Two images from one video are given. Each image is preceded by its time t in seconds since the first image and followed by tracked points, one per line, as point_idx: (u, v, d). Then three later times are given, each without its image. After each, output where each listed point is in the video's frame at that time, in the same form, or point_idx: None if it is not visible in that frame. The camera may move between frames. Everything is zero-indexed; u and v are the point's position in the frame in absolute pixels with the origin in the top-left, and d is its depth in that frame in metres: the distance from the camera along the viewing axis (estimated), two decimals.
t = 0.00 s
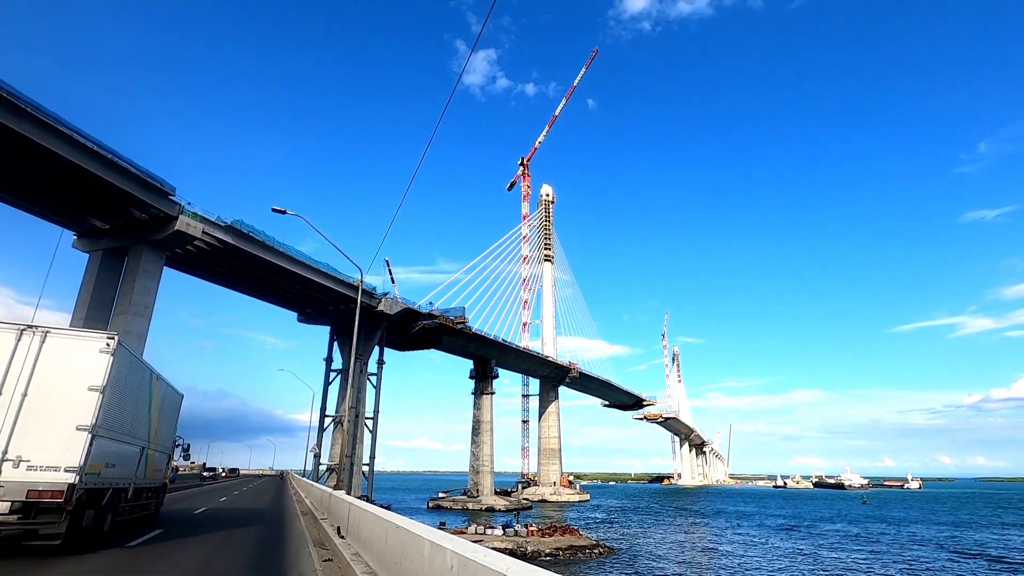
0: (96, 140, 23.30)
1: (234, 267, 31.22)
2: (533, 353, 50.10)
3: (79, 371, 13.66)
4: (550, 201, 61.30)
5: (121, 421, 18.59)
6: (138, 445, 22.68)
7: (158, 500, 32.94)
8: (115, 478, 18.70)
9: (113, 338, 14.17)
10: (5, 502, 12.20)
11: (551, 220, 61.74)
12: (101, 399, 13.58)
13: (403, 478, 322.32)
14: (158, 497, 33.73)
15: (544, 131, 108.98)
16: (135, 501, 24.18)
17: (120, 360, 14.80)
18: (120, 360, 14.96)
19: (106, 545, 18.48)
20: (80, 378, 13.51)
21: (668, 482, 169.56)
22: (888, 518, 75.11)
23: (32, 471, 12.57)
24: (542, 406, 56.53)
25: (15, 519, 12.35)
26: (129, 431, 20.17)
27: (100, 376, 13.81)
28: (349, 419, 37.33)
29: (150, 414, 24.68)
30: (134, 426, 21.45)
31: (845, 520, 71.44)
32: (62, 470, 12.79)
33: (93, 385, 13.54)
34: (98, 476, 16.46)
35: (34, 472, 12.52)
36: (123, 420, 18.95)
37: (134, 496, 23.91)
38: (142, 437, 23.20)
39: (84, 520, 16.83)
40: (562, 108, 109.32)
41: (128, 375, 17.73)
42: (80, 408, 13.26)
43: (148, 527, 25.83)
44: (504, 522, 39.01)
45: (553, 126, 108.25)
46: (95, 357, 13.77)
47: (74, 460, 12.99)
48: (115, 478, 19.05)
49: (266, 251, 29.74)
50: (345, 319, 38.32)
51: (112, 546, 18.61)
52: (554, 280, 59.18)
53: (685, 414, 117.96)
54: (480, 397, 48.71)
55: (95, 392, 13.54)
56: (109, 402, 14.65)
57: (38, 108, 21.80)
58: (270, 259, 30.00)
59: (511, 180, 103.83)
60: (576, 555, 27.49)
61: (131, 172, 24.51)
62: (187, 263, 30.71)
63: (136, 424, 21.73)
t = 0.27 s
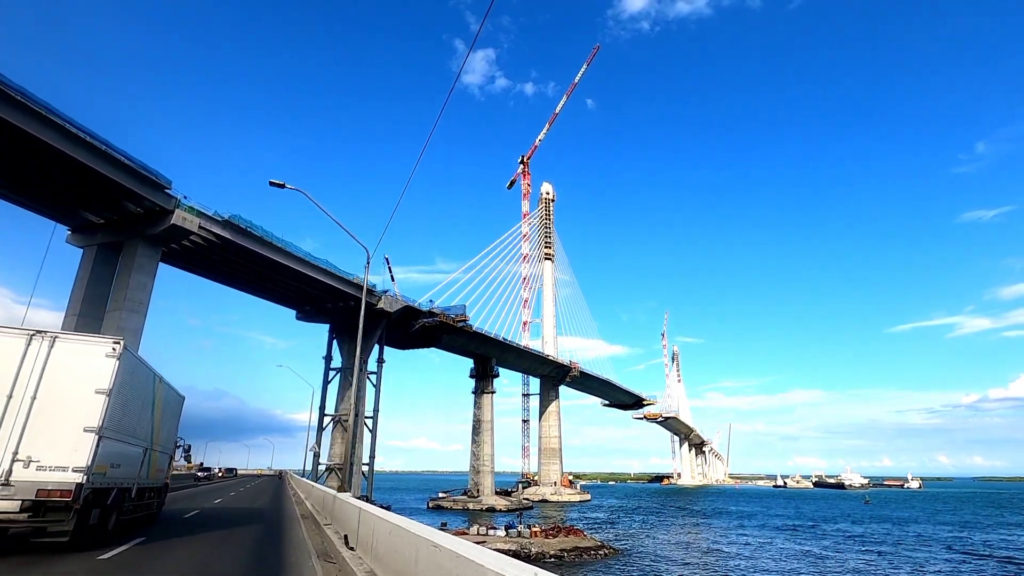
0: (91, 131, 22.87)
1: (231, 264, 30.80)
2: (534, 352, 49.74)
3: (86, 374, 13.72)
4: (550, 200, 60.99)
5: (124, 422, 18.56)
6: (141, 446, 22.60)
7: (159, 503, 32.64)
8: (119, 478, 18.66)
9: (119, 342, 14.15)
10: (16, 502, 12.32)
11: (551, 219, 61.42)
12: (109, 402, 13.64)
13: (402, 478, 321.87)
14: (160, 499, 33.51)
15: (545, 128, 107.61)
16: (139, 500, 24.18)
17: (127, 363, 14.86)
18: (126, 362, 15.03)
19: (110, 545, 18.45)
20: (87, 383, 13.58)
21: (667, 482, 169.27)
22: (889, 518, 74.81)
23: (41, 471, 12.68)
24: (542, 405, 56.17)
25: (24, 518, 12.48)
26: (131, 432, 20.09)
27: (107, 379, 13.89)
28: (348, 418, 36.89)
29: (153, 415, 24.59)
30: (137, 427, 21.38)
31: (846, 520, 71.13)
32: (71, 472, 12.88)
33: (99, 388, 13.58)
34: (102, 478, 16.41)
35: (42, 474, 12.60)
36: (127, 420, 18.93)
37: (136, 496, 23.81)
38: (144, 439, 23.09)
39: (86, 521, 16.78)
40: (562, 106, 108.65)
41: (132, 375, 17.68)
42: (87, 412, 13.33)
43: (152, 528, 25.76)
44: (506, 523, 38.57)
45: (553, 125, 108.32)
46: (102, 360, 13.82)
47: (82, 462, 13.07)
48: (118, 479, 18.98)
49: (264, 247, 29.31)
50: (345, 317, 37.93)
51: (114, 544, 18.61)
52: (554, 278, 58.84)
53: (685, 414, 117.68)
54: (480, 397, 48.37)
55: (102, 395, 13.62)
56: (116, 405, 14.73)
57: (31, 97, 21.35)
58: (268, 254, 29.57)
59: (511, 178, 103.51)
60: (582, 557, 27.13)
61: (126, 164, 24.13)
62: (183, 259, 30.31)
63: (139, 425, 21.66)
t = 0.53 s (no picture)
0: (85, 121, 22.43)
1: (227, 259, 30.36)
2: (534, 351, 49.34)
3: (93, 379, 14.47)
4: (550, 198, 60.57)
5: (129, 421, 18.72)
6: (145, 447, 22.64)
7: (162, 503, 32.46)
8: (125, 478, 18.82)
9: (125, 348, 14.93)
10: (28, 501, 13.03)
11: (552, 217, 61.05)
12: (116, 405, 14.44)
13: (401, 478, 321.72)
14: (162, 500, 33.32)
15: (546, 125, 106.90)
16: (143, 499, 24.24)
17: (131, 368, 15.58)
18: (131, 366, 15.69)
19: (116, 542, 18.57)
20: (95, 386, 14.33)
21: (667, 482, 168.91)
22: (891, 518, 74.49)
23: (51, 471, 13.45)
24: (542, 404, 55.78)
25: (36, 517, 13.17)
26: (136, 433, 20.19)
27: (113, 384, 14.70)
28: (348, 418, 36.43)
29: (157, 416, 24.60)
30: (142, 427, 21.53)
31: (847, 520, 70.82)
32: (80, 471, 13.62)
33: (106, 392, 14.41)
34: (107, 477, 16.57)
35: (52, 474, 13.35)
36: (132, 419, 19.10)
37: (141, 496, 23.78)
38: (149, 439, 23.14)
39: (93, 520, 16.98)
40: (563, 102, 107.51)
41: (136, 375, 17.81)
42: (95, 414, 14.11)
43: (156, 527, 25.73)
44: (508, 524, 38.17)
45: (553, 121, 107.26)
46: (109, 365, 14.62)
47: (90, 462, 13.81)
48: (124, 478, 19.12)
49: (262, 242, 28.87)
50: (344, 315, 37.49)
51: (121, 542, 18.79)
52: (555, 277, 58.43)
53: (685, 413, 117.33)
54: (481, 396, 48.01)
55: (109, 399, 14.42)
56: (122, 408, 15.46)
57: (25, 87, 20.92)
58: (266, 250, 29.13)
59: (511, 176, 102.96)
60: (588, 559, 26.74)
61: (122, 156, 23.73)
62: (179, 254, 29.91)
63: (144, 425, 21.76)
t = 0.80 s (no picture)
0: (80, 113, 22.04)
1: (225, 256, 29.97)
2: (535, 350, 48.94)
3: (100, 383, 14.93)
4: (550, 196, 60.25)
5: (133, 422, 18.93)
6: (149, 448, 22.80)
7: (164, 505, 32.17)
8: (129, 478, 19.13)
9: (132, 352, 15.40)
10: (36, 500, 13.47)
11: (552, 216, 60.74)
12: (122, 408, 14.90)
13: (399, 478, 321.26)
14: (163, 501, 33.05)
15: (545, 124, 106.71)
16: (147, 500, 24.46)
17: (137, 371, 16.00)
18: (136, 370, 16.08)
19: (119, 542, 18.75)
20: (101, 390, 14.78)
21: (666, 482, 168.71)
22: (892, 518, 74.34)
23: (59, 472, 13.89)
24: (543, 404, 55.40)
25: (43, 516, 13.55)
26: (140, 434, 20.34)
27: (119, 387, 15.20)
28: (348, 417, 35.99)
29: (160, 418, 24.76)
30: (146, 428, 21.69)
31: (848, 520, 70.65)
32: (87, 472, 14.07)
33: (113, 395, 14.88)
34: (113, 479, 16.72)
35: (60, 475, 13.78)
36: (136, 421, 19.33)
37: (144, 496, 23.87)
38: (152, 440, 23.28)
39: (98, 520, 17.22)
40: (563, 101, 107.60)
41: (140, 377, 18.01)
42: (102, 417, 14.57)
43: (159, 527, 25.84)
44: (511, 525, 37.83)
45: (553, 119, 107.07)
46: (116, 370, 15.06)
47: (96, 463, 14.30)
48: (128, 479, 19.32)
49: (260, 238, 28.48)
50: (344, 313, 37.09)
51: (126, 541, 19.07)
52: (555, 275, 58.10)
53: (684, 413, 117.19)
54: (481, 395, 47.63)
55: (115, 402, 14.90)
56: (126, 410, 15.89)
57: (20, 79, 20.52)
58: (264, 246, 28.74)
59: (511, 175, 102.81)
60: (593, 561, 26.44)
61: (118, 148, 23.34)
62: (176, 250, 29.53)
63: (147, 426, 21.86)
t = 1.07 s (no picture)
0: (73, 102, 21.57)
1: (222, 251, 29.50)
2: (536, 349, 48.51)
3: (107, 386, 15.40)
4: (550, 194, 59.88)
5: (138, 422, 19.39)
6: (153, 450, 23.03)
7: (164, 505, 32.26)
8: (133, 479, 19.80)
9: (136, 357, 15.96)
10: (47, 499, 13.97)
11: (552, 214, 60.35)
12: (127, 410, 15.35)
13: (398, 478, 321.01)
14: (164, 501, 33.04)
15: (546, 121, 106.19)
16: (149, 499, 24.73)
17: (141, 375, 16.46)
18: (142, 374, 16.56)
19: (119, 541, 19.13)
20: (108, 393, 15.30)
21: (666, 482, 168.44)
22: (893, 518, 74.07)
23: (67, 472, 14.31)
24: (544, 404, 54.99)
25: (53, 514, 14.02)
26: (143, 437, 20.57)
27: (124, 390, 15.65)
28: (347, 417, 35.57)
29: (162, 420, 24.88)
30: (149, 428, 22.00)
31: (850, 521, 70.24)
32: (94, 472, 14.57)
33: (118, 398, 15.35)
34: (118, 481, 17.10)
35: (69, 474, 14.25)
36: (141, 421, 19.72)
37: (146, 496, 24.04)
38: (156, 441, 23.57)
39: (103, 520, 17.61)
40: (564, 98, 107.07)
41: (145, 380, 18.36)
42: (108, 418, 15.04)
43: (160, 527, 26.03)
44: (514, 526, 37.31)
45: (554, 117, 106.50)
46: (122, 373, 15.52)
47: (103, 463, 14.79)
48: (133, 480, 19.72)
49: (258, 233, 28.03)
50: (343, 310, 36.72)
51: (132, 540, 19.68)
52: (556, 274, 57.71)
53: (684, 413, 116.96)
54: (482, 395, 47.24)
55: (121, 405, 15.33)
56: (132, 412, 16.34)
57: (12, 67, 20.06)
58: (262, 241, 28.27)
59: (511, 174, 102.51)
60: (599, 563, 26.04)
61: (112, 139, 22.84)
62: (169, 245, 29.07)
63: (151, 428, 22.25)
